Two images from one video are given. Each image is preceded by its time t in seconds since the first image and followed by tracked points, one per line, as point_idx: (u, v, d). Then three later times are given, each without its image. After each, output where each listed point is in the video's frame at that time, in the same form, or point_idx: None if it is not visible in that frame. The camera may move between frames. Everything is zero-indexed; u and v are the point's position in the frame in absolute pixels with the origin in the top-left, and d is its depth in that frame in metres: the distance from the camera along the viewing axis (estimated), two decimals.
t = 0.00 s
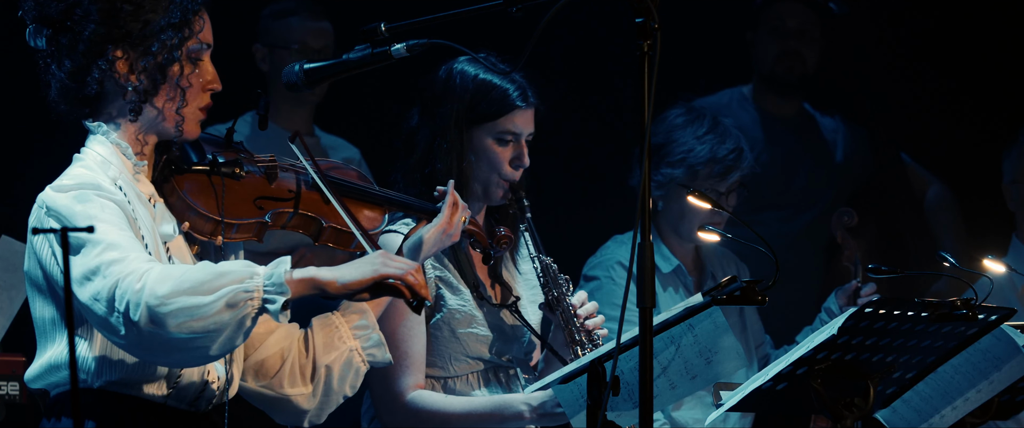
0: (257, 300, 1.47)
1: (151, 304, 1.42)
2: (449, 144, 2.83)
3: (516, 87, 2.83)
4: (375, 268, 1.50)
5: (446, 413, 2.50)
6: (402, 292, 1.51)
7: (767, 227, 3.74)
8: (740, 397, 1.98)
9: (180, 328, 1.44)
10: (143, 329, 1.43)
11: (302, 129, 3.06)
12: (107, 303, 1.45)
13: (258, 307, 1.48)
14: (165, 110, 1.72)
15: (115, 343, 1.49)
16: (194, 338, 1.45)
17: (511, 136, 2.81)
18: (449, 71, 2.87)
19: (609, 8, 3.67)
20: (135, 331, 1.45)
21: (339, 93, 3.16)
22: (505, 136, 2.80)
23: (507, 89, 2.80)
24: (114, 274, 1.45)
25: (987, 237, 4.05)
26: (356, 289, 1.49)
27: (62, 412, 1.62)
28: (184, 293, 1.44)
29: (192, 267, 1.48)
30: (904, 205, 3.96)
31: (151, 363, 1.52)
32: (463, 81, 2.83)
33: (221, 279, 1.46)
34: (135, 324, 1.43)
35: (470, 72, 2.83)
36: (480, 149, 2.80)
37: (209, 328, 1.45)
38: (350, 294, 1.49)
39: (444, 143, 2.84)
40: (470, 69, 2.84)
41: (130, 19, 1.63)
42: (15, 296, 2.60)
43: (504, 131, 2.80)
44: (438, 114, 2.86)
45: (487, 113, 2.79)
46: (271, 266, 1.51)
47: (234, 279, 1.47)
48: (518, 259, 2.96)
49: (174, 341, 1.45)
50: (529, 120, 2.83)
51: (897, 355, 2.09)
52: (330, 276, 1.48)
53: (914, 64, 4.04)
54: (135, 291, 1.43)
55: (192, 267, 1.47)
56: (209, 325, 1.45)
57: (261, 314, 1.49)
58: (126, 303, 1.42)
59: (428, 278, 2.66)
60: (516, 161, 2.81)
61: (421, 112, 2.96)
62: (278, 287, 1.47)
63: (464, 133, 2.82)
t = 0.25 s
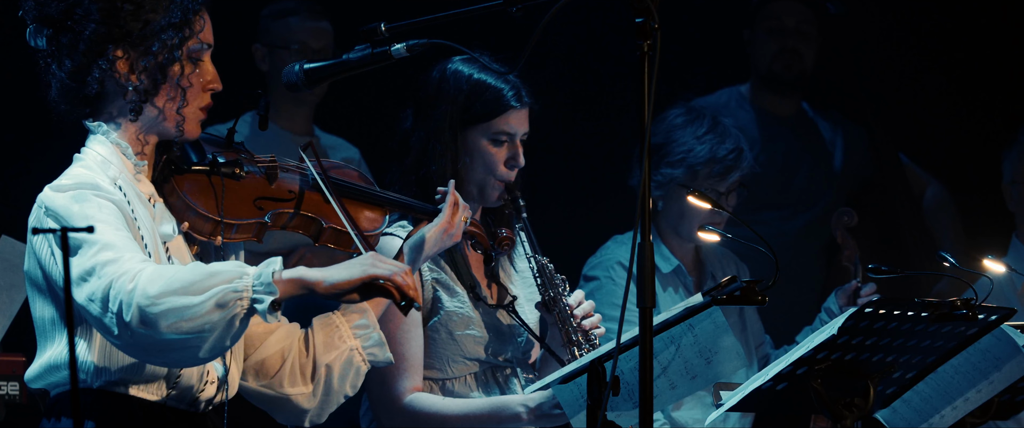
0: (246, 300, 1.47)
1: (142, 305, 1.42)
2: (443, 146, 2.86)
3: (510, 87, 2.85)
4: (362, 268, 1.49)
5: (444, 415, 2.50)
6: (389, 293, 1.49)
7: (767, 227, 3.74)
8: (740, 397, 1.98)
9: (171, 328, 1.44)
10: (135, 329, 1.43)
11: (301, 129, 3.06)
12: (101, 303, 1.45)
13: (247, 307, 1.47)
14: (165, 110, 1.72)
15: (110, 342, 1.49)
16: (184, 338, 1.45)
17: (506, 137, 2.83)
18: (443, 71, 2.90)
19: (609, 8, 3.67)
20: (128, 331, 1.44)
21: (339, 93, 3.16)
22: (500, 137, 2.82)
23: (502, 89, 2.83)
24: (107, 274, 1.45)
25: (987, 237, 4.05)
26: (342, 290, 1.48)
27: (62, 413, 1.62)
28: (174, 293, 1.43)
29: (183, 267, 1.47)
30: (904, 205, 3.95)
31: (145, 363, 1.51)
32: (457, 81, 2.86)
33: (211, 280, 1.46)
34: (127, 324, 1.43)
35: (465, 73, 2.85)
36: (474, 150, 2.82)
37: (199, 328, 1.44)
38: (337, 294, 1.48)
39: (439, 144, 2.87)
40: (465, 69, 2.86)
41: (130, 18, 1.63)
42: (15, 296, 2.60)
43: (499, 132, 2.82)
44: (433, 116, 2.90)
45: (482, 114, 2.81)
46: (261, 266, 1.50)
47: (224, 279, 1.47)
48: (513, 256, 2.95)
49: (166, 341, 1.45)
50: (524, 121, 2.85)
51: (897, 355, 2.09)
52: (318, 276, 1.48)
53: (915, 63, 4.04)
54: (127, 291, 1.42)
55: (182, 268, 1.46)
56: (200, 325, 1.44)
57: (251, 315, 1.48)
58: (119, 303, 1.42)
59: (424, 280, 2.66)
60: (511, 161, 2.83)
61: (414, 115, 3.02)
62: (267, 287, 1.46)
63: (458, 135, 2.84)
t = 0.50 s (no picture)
0: (252, 284, 1.49)
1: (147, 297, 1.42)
2: (437, 148, 2.91)
3: (505, 88, 2.89)
4: (369, 253, 1.62)
5: (443, 418, 2.51)
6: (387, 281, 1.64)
7: (767, 227, 3.74)
8: (740, 397, 1.98)
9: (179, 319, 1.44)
10: (140, 323, 1.43)
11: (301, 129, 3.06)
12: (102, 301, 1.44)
13: (254, 291, 1.49)
14: (164, 110, 1.72)
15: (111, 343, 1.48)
16: (191, 328, 1.45)
17: (500, 137, 2.86)
18: (437, 72, 2.96)
19: (609, 8, 3.67)
20: (132, 327, 1.44)
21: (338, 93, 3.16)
22: (494, 138, 2.86)
23: (496, 90, 2.87)
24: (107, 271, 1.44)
25: (986, 238, 4.05)
26: (349, 271, 1.60)
27: (61, 413, 1.62)
28: (180, 282, 1.44)
29: (183, 258, 1.48)
30: (904, 205, 3.95)
31: (145, 361, 1.50)
32: (451, 82, 2.90)
33: (216, 267, 1.47)
34: (131, 318, 1.43)
35: (460, 73, 2.90)
36: (469, 151, 2.86)
37: (207, 316, 1.45)
38: (342, 274, 1.60)
39: (433, 147, 2.92)
40: (460, 69, 2.90)
41: (129, 18, 1.63)
42: (15, 295, 2.61)
43: (493, 132, 2.86)
44: (428, 118, 2.95)
45: (477, 115, 2.85)
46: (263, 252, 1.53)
47: (228, 265, 1.48)
48: (508, 254, 2.95)
49: (172, 334, 1.45)
50: (518, 121, 2.89)
51: (897, 355, 2.09)
52: (324, 257, 1.58)
53: (916, 63, 4.03)
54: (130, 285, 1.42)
55: (184, 258, 1.48)
56: (206, 314, 1.45)
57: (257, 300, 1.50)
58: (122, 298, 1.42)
59: (422, 283, 2.67)
60: (506, 162, 2.86)
61: (408, 117, 3.07)
62: (272, 269, 1.50)
63: (453, 136, 2.88)
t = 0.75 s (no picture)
0: (266, 253, 1.53)
1: (162, 276, 1.44)
2: (433, 149, 2.87)
3: (501, 87, 2.87)
4: (379, 228, 1.68)
5: (443, 420, 2.51)
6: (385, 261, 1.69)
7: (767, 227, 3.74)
8: (740, 397, 1.98)
9: (196, 294, 1.46)
10: (156, 303, 1.44)
11: (301, 129, 3.06)
12: (112, 288, 1.44)
13: (268, 260, 1.53)
14: (163, 110, 1.72)
15: (121, 328, 1.48)
16: (208, 303, 1.48)
17: (497, 138, 2.85)
18: (432, 72, 2.91)
19: (609, 8, 3.67)
20: (147, 309, 1.45)
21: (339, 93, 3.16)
22: (490, 139, 2.84)
23: (492, 90, 2.85)
24: (115, 255, 1.44)
25: (986, 238, 4.03)
26: (357, 242, 1.65)
27: (61, 413, 1.62)
28: (194, 258, 1.47)
29: (191, 237, 1.50)
30: (905, 205, 3.95)
31: (154, 346, 1.50)
32: (446, 82, 2.87)
33: (227, 241, 1.50)
34: (145, 298, 1.43)
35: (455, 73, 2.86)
36: (465, 152, 2.85)
37: (224, 289, 1.48)
38: (348, 243, 1.64)
39: (428, 148, 2.88)
40: (455, 69, 2.87)
41: (128, 19, 1.63)
42: (15, 297, 2.60)
43: (489, 133, 2.84)
44: (424, 119, 2.90)
45: (473, 116, 2.83)
46: (270, 223, 1.57)
47: (239, 238, 1.52)
48: (506, 253, 2.96)
49: (190, 312, 1.47)
50: (513, 121, 2.87)
51: (896, 355, 2.09)
52: (336, 224, 1.63)
53: (916, 63, 4.02)
54: (143, 266, 1.43)
55: (193, 236, 1.50)
56: (221, 288, 1.48)
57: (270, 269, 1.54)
58: (135, 281, 1.42)
59: (421, 284, 2.66)
60: (502, 162, 2.86)
61: (404, 118, 3.01)
62: (284, 237, 1.55)
63: (448, 137, 2.86)
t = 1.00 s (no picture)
0: (276, 227, 1.56)
1: (176, 254, 1.45)
2: (430, 148, 2.90)
3: (498, 85, 2.91)
4: (380, 207, 1.72)
5: (443, 420, 2.51)
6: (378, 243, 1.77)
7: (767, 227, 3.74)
8: (739, 397, 1.98)
9: (211, 269, 1.48)
10: (171, 281, 1.45)
11: (301, 130, 3.06)
12: (123, 272, 1.44)
13: (279, 234, 1.56)
14: (162, 110, 1.72)
15: (133, 313, 1.48)
16: (223, 278, 1.49)
17: (494, 135, 2.88)
18: (429, 71, 2.95)
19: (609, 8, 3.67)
20: (161, 289, 1.46)
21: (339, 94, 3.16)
22: (488, 135, 2.88)
23: (489, 87, 2.88)
24: (125, 239, 1.45)
25: (984, 239, 3.98)
26: (357, 218, 1.69)
27: (61, 412, 1.62)
28: (206, 235, 1.49)
29: (199, 218, 1.52)
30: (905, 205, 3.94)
31: (165, 330, 1.50)
32: (443, 81, 2.91)
33: (237, 217, 1.53)
34: (159, 277, 1.44)
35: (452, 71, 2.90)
36: (463, 150, 2.88)
37: (238, 264, 1.50)
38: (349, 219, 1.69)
39: (426, 146, 2.91)
40: (452, 67, 2.91)
41: (126, 18, 1.63)
42: (15, 296, 2.61)
43: (487, 130, 2.88)
44: (420, 118, 2.94)
45: (470, 113, 2.87)
46: (277, 199, 1.60)
47: (249, 214, 1.55)
48: (506, 251, 2.95)
49: (205, 288, 1.48)
50: (511, 117, 2.91)
51: (897, 355, 2.09)
52: (340, 198, 1.66)
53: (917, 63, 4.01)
54: (156, 246, 1.44)
55: (202, 216, 1.52)
56: (235, 262, 1.50)
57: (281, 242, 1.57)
58: (149, 261, 1.43)
59: (421, 284, 2.67)
60: (501, 159, 2.90)
61: (401, 117, 3.05)
62: (293, 210, 1.58)
63: (447, 135, 2.89)
